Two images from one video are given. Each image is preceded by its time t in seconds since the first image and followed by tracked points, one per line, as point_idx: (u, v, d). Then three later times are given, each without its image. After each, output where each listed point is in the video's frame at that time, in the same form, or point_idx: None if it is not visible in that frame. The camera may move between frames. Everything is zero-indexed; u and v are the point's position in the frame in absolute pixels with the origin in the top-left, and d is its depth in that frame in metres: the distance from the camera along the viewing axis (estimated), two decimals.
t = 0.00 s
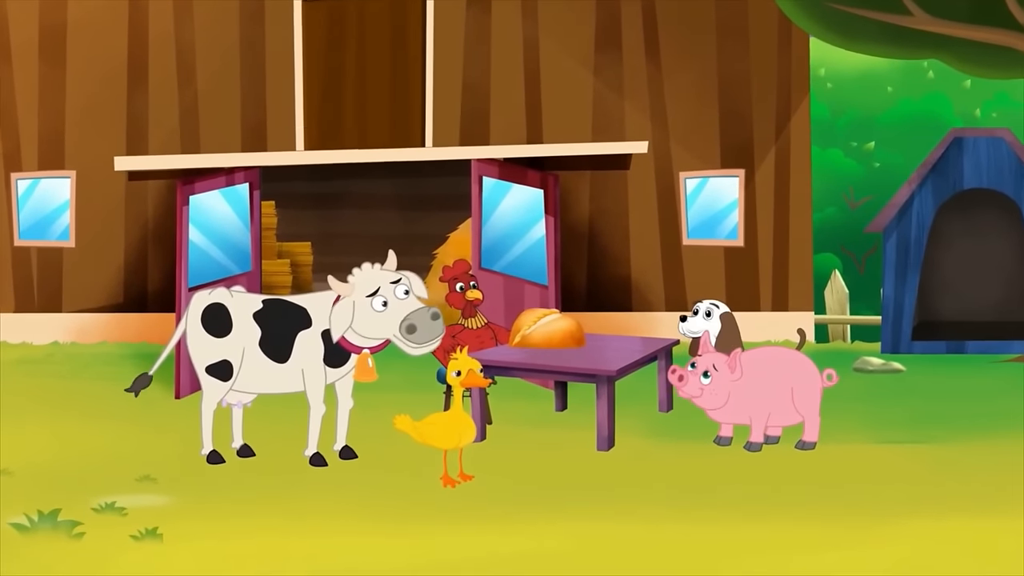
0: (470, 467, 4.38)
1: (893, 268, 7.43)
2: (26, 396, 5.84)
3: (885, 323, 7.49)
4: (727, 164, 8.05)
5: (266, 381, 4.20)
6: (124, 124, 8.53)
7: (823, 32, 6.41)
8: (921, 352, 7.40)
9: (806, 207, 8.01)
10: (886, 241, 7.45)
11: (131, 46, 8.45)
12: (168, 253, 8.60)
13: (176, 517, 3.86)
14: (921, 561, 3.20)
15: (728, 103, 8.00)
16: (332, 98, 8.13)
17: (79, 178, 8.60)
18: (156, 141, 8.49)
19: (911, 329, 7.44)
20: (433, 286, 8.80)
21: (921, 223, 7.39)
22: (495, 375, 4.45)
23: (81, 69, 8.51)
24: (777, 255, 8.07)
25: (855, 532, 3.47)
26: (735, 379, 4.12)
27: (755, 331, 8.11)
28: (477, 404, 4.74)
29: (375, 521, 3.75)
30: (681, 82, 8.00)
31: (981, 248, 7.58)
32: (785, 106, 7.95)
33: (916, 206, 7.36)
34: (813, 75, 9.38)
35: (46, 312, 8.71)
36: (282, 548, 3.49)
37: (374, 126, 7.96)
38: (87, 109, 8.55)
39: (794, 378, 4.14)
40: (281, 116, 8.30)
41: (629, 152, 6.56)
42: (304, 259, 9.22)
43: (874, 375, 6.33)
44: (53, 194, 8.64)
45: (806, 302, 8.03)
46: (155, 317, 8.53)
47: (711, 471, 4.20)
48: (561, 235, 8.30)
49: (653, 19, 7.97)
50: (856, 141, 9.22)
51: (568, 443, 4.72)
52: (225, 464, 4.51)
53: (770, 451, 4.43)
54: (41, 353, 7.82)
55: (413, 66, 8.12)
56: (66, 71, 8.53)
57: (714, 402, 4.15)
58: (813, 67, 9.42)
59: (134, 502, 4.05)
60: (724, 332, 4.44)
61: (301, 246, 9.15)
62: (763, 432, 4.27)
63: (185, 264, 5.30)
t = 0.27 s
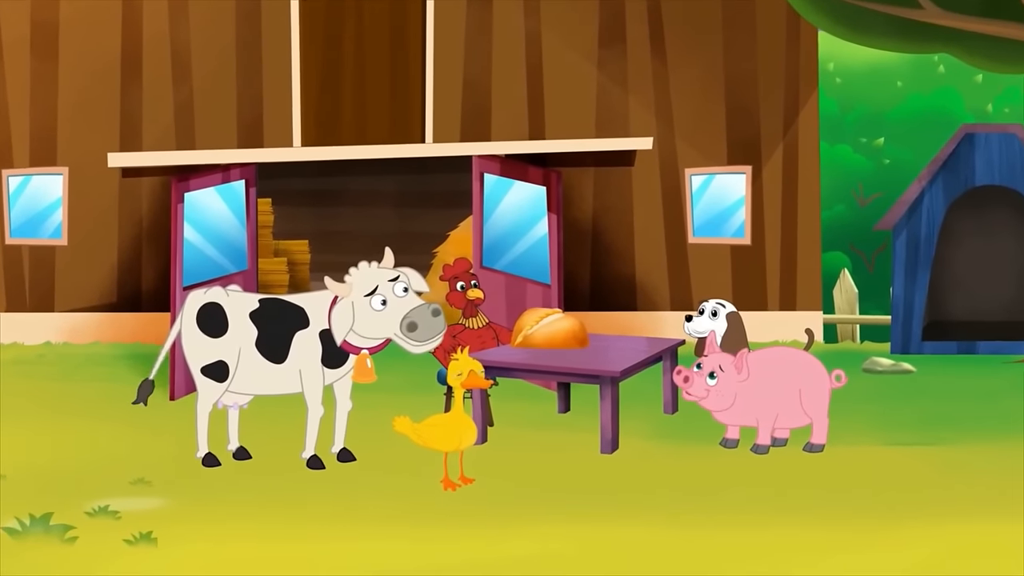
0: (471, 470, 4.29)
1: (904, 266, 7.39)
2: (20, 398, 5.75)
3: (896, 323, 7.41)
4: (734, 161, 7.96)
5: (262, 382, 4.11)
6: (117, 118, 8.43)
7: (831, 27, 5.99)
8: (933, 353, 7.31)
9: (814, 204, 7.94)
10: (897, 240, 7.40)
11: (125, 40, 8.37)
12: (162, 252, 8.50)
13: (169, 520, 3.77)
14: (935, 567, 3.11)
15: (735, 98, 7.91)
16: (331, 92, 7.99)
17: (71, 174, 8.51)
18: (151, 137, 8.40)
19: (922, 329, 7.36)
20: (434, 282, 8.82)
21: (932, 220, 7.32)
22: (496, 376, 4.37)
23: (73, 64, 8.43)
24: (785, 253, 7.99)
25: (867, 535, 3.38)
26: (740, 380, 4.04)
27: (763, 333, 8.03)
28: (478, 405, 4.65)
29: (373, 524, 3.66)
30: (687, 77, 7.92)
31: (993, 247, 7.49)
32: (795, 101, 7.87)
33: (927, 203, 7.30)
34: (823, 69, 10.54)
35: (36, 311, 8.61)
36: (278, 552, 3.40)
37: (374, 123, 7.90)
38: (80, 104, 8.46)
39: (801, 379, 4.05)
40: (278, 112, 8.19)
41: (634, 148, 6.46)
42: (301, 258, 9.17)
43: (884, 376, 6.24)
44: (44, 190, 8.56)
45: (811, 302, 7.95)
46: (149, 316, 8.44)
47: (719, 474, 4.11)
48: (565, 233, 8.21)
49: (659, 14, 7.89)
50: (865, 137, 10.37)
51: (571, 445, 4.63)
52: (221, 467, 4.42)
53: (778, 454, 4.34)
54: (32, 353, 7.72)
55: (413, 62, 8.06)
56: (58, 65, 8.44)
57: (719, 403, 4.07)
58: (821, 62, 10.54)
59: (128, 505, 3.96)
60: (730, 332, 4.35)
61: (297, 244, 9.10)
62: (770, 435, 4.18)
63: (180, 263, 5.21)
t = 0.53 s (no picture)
0: (472, 473, 4.21)
1: (914, 264, 7.29)
2: (14, 399, 5.67)
3: (905, 322, 7.32)
4: (740, 158, 7.88)
5: (260, 383, 4.02)
6: (111, 111, 8.35)
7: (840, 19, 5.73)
8: (943, 353, 7.22)
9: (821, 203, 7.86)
10: (908, 237, 7.28)
11: (119, 34, 8.29)
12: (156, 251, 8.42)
13: (163, 524, 3.69)
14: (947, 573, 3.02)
15: (740, 94, 7.85)
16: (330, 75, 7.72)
17: (64, 171, 8.43)
18: (146, 133, 8.33)
19: (931, 329, 7.27)
20: (434, 280, 8.70)
21: (942, 218, 7.22)
22: (498, 377, 4.29)
23: (67, 59, 8.35)
24: (793, 251, 7.91)
25: (878, 538, 3.30)
26: (747, 381, 3.96)
27: (769, 334, 7.94)
28: (478, 406, 4.58)
29: (371, 528, 3.58)
30: (693, 72, 7.84)
31: (1001, 245, 7.49)
32: (804, 98, 7.80)
33: (937, 200, 7.20)
34: (832, 64, 11.14)
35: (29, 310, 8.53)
36: (274, 556, 3.31)
37: (374, 111, 7.57)
38: (75, 100, 8.38)
39: (808, 380, 3.97)
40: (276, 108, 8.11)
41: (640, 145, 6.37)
42: (299, 255, 8.89)
43: (893, 377, 6.17)
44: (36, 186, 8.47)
45: (815, 301, 7.88)
46: (145, 316, 8.36)
47: (724, 477, 4.03)
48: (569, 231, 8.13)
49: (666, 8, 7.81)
50: (875, 133, 10.92)
51: (574, 447, 4.55)
52: (217, 469, 4.34)
53: (785, 456, 4.26)
54: (26, 354, 7.63)
55: (413, 63, 7.80)
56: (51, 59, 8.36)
57: (725, 404, 3.99)
58: (831, 57, 11.14)
59: (123, 509, 3.88)
60: (736, 333, 4.27)
61: (294, 241, 8.84)
62: (777, 437, 4.11)
63: (175, 262, 5.14)
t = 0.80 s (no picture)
0: (473, 475, 4.15)
1: (921, 263, 7.24)
2: (9, 400, 5.61)
3: (911, 321, 7.28)
4: (744, 155, 7.84)
5: (257, 384, 3.97)
6: (106, 108, 8.30)
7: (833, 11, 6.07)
8: (951, 352, 7.18)
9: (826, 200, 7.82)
10: (915, 234, 7.23)
11: (115, 30, 8.23)
12: (152, 251, 8.37)
13: (161, 527, 3.63)
14: None
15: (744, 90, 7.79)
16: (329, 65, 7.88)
17: (58, 168, 8.37)
18: (142, 131, 8.27)
19: (939, 329, 7.23)
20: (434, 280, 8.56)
21: (949, 216, 7.17)
22: (499, 377, 4.23)
23: (62, 55, 8.29)
24: (798, 248, 7.86)
25: (886, 542, 3.24)
26: (753, 381, 3.90)
27: (774, 333, 7.89)
28: (478, 407, 4.53)
29: (372, 531, 3.52)
30: (696, 68, 7.79)
31: (1008, 243, 7.46)
32: (809, 93, 7.75)
33: (944, 198, 7.14)
34: (838, 60, 11.11)
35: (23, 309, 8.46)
36: (273, 560, 3.26)
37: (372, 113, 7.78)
38: (70, 97, 8.32)
39: (814, 380, 3.91)
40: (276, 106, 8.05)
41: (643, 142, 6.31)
42: (298, 255, 8.81)
43: (900, 377, 6.12)
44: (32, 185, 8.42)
45: (817, 301, 7.83)
46: (142, 315, 8.30)
47: (729, 479, 3.98)
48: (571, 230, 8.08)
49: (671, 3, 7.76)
50: (881, 131, 10.93)
51: (576, 449, 4.50)
52: (215, 471, 4.28)
53: (790, 458, 4.21)
54: (21, 354, 7.57)
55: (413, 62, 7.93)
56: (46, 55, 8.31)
57: (730, 404, 3.94)
58: (836, 54, 11.12)
59: (119, 511, 3.82)
60: (740, 332, 4.21)
61: (292, 241, 8.75)
62: (782, 438, 4.05)
63: (171, 261, 5.08)
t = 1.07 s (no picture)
0: (473, 475, 4.13)
1: (925, 262, 7.20)
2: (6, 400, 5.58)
3: (915, 321, 7.24)
4: (746, 154, 7.81)
5: (256, 384, 3.94)
6: (104, 106, 8.28)
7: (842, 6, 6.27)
8: (955, 353, 7.15)
9: (829, 199, 7.79)
10: (919, 233, 7.19)
11: (114, 28, 8.21)
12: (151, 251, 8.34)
13: (158, 528, 3.60)
14: None
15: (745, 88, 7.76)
16: (329, 61, 7.97)
17: (56, 167, 8.35)
18: (140, 130, 8.25)
19: (942, 330, 7.20)
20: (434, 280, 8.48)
21: (953, 215, 7.13)
22: (500, 377, 4.20)
23: (60, 54, 8.26)
24: (801, 246, 7.83)
25: (890, 543, 3.21)
26: (755, 381, 3.87)
27: (775, 333, 7.86)
28: (479, 408, 4.50)
29: (371, 532, 3.50)
30: (699, 66, 7.76)
31: (1012, 243, 7.42)
32: (812, 91, 7.72)
33: (948, 197, 7.11)
34: (841, 58, 11.14)
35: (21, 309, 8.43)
36: (271, 561, 3.23)
37: (373, 115, 7.92)
38: (68, 95, 8.30)
39: (816, 381, 3.88)
40: (276, 104, 8.03)
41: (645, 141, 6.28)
42: (297, 254, 8.78)
43: (903, 378, 6.09)
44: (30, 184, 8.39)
45: (820, 301, 7.80)
46: (140, 315, 8.27)
47: (731, 480, 3.95)
48: (573, 228, 8.05)
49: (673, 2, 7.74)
50: (884, 129, 10.92)
51: (577, 449, 4.47)
52: (213, 472, 4.25)
53: (792, 459, 4.18)
54: (19, 354, 7.54)
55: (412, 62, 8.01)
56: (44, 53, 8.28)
57: (732, 405, 3.91)
58: (840, 52, 11.14)
59: (117, 512, 3.79)
60: (743, 332, 4.19)
61: (292, 240, 8.71)
62: (785, 439, 4.02)
63: (169, 261, 5.06)
